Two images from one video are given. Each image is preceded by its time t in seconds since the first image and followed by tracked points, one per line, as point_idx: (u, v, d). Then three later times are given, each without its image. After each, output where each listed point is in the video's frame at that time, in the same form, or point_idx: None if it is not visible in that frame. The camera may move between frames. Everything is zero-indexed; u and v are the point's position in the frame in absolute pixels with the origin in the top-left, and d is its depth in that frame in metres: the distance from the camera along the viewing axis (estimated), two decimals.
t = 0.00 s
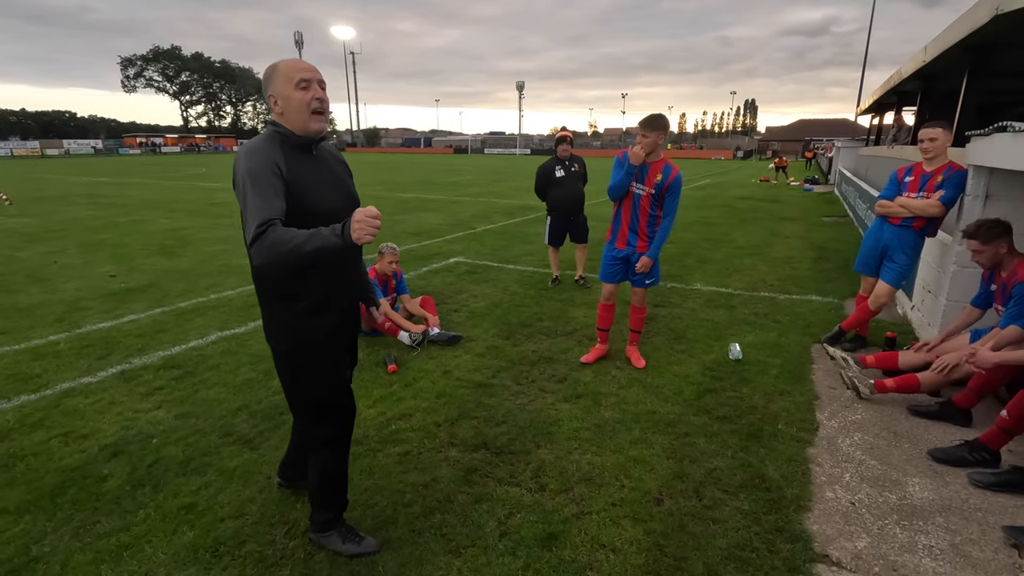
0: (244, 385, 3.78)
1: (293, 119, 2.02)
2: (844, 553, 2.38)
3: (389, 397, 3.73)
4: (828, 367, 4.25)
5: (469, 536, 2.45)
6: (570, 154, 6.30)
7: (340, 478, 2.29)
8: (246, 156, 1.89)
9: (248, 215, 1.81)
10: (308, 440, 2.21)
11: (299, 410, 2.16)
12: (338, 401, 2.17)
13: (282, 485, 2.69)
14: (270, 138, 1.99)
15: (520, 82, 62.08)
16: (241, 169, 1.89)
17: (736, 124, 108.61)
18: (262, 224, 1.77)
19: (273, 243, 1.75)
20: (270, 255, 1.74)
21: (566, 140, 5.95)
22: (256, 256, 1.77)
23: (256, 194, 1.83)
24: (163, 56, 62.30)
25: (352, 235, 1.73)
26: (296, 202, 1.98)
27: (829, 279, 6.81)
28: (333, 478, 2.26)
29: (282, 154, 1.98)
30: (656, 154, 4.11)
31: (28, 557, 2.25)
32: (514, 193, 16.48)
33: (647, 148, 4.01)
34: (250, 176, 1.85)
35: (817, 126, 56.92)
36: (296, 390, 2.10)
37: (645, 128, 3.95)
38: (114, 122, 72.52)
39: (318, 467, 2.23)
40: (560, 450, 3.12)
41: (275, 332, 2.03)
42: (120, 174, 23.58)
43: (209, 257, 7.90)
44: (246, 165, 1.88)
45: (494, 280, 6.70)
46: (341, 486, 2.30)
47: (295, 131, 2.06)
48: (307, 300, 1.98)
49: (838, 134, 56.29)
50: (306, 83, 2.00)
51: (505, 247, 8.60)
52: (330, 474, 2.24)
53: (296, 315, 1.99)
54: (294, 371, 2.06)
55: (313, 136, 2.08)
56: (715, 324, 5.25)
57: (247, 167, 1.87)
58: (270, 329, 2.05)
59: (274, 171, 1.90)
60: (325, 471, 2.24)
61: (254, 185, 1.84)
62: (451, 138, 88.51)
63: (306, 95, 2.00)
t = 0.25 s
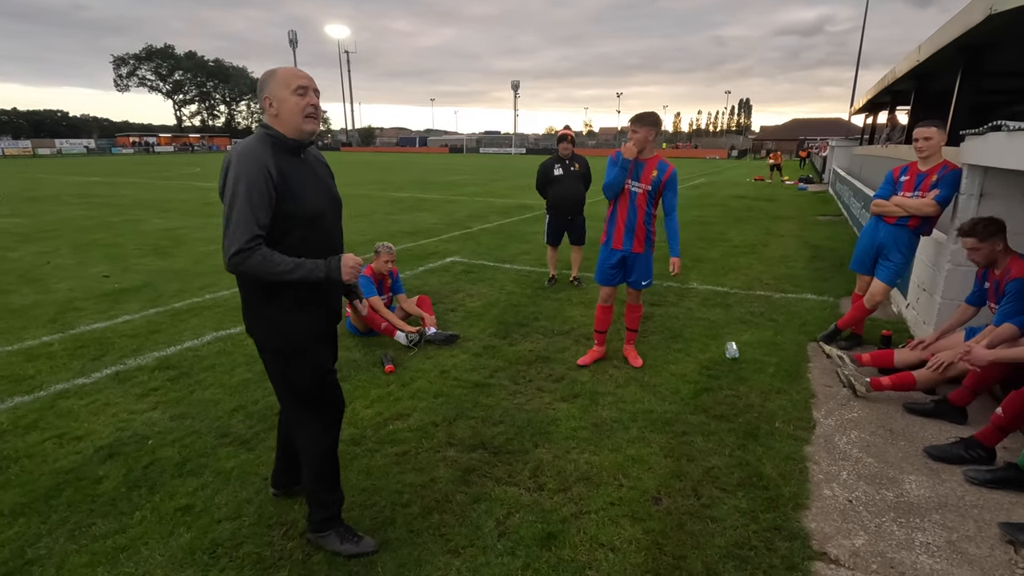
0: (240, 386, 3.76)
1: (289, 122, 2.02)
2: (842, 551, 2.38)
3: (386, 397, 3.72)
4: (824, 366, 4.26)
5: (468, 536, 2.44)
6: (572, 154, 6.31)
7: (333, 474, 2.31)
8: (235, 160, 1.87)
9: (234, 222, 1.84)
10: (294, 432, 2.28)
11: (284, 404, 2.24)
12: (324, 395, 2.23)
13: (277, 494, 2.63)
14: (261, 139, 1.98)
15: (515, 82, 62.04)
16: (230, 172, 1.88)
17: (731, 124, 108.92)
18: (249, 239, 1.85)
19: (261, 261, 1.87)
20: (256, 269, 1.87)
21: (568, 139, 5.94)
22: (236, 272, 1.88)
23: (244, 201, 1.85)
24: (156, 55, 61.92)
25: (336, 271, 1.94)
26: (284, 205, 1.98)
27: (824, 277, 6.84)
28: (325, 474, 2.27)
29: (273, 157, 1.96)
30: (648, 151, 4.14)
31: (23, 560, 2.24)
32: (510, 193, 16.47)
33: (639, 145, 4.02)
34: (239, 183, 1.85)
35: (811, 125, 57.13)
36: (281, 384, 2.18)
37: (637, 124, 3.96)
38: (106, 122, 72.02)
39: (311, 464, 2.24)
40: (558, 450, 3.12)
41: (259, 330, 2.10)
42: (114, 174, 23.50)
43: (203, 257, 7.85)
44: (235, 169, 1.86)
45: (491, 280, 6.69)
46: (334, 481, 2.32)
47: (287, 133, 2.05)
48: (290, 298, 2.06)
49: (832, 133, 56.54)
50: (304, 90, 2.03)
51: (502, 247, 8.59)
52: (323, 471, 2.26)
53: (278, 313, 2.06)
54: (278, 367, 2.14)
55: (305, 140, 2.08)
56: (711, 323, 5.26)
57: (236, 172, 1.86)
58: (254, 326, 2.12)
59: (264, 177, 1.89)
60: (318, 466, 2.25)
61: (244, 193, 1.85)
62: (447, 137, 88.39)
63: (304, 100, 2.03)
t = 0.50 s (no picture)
0: (239, 386, 3.76)
1: (287, 121, 2.04)
2: (840, 547, 2.40)
3: (385, 396, 3.72)
4: (821, 363, 4.29)
5: (468, 534, 2.45)
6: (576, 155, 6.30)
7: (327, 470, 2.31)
8: (230, 158, 1.87)
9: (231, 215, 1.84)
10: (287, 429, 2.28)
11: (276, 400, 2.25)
12: (316, 390, 2.25)
13: (276, 494, 2.63)
14: (253, 139, 1.98)
15: (511, 81, 62.05)
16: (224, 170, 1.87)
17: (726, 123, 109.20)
18: (246, 226, 1.84)
19: (260, 249, 1.86)
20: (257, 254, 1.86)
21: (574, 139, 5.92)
22: (235, 260, 1.85)
23: (241, 196, 1.85)
24: (150, 54, 61.63)
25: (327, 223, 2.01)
26: (278, 200, 1.99)
27: (819, 276, 6.88)
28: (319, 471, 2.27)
29: (266, 154, 1.97)
30: (642, 150, 4.15)
31: (23, 560, 2.23)
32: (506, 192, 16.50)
33: (631, 144, 4.04)
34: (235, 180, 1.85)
35: (806, 124, 57.34)
36: (274, 379, 2.19)
37: (629, 122, 3.98)
38: (100, 121, 71.65)
39: (305, 461, 2.23)
40: (557, 448, 3.13)
41: (250, 324, 2.11)
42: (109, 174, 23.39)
43: (200, 257, 7.83)
44: (230, 167, 1.86)
45: (488, 279, 6.70)
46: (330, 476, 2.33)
47: (281, 132, 2.05)
48: (279, 291, 2.08)
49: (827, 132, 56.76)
50: (302, 92, 2.06)
51: (499, 246, 8.60)
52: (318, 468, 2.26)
53: (267, 306, 2.08)
54: (270, 359, 2.15)
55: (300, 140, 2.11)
56: (708, 322, 5.28)
57: (231, 168, 1.86)
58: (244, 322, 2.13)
59: (258, 173, 1.90)
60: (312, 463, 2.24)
61: (240, 189, 1.85)
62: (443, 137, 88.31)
63: (303, 102, 2.06)
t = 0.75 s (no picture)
0: (237, 385, 3.76)
1: (280, 121, 2.05)
2: (836, 543, 2.42)
3: (383, 396, 3.73)
4: (817, 361, 4.31)
5: (467, 532, 2.46)
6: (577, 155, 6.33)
7: (323, 466, 2.32)
8: (232, 153, 1.89)
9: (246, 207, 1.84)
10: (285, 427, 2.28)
11: (275, 397, 2.25)
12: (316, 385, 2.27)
13: (275, 494, 2.63)
14: (249, 137, 1.98)
15: (508, 81, 62.05)
16: (227, 165, 1.88)
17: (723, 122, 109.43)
18: (261, 214, 1.84)
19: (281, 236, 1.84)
20: (282, 238, 1.84)
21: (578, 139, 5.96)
22: (262, 246, 1.83)
23: (252, 188, 1.86)
24: (145, 54, 61.39)
25: (356, 223, 1.91)
26: (280, 194, 2.01)
27: (815, 274, 6.91)
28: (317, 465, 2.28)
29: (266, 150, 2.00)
30: (637, 148, 4.14)
31: (22, 560, 2.24)
32: (503, 191, 16.51)
33: (626, 142, 4.08)
34: (243, 173, 1.86)
35: (802, 124, 57.51)
36: (274, 375, 2.19)
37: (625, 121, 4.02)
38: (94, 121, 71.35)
39: (303, 458, 2.24)
40: (556, 446, 3.15)
41: (251, 321, 2.11)
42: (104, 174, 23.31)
43: (196, 257, 7.82)
44: (234, 162, 1.87)
45: (486, 278, 6.71)
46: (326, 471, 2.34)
47: (275, 132, 2.06)
48: (276, 287, 2.08)
49: (822, 131, 56.95)
50: (293, 91, 2.07)
51: (496, 245, 8.61)
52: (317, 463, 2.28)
53: (265, 302, 2.07)
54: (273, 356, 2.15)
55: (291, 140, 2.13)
56: (705, 320, 5.30)
57: (236, 163, 1.87)
58: (244, 320, 2.12)
59: (262, 167, 1.92)
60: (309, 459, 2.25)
61: (247, 182, 1.86)
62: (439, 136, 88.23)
63: (294, 101, 2.08)
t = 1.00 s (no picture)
0: (236, 385, 3.76)
1: (279, 121, 2.06)
2: (833, 539, 2.44)
3: (382, 395, 3.73)
4: (813, 359, 4.33)
5: (466, 530, 2.47)
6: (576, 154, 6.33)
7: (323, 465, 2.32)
8: (236, 154, 1.89)
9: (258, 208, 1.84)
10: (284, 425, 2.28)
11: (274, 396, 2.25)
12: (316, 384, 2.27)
13: (274, 493, 2.63)
14: (246, 137, 1.98)
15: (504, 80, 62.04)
16: (232, 166, 1.88)
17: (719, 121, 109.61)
18: (275, 218, 1.84)
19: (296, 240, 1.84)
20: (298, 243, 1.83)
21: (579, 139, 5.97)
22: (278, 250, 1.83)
23: (260, 188, 1.86)
24: (140, 53, 61.12)
25: (375, 259, 1.89)
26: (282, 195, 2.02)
27: (812, 273, 6.93)
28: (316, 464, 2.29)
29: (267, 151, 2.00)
30: (636, 146, 4.15)
31: (21, 560, 2.23)
32: (500, 190, 16.51)
33: (626, 141, 4.08)
34: (249, 173, 1.86)
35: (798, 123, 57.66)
36: (274, 375, 2.19)
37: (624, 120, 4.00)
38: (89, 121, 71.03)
39: (303, 456, 2.24)
40: (554, 444, 3.16)
41: (251, 321, 2.10)
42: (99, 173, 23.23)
43: (193, 257, 7.80)
44: (237, 162, 1.88)
45: (483, 277, 6.71)
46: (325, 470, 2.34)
47: (272, 132, 2.06)
48: (277, 288, 2.08)
49: (818, 130, 57.10)
50: (290, 91, 2.08)
51: (493, 244, 8.61)
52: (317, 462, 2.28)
53: (265, 301, 2.07)
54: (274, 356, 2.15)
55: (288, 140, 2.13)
56: (702, 319, 5.32)
57: (240, 163, 1.87)
58: (244, 319, 2.12)
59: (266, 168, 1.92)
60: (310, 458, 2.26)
61: (254, 182, 1.86)
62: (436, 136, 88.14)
63: (291, 101, 2.09)
